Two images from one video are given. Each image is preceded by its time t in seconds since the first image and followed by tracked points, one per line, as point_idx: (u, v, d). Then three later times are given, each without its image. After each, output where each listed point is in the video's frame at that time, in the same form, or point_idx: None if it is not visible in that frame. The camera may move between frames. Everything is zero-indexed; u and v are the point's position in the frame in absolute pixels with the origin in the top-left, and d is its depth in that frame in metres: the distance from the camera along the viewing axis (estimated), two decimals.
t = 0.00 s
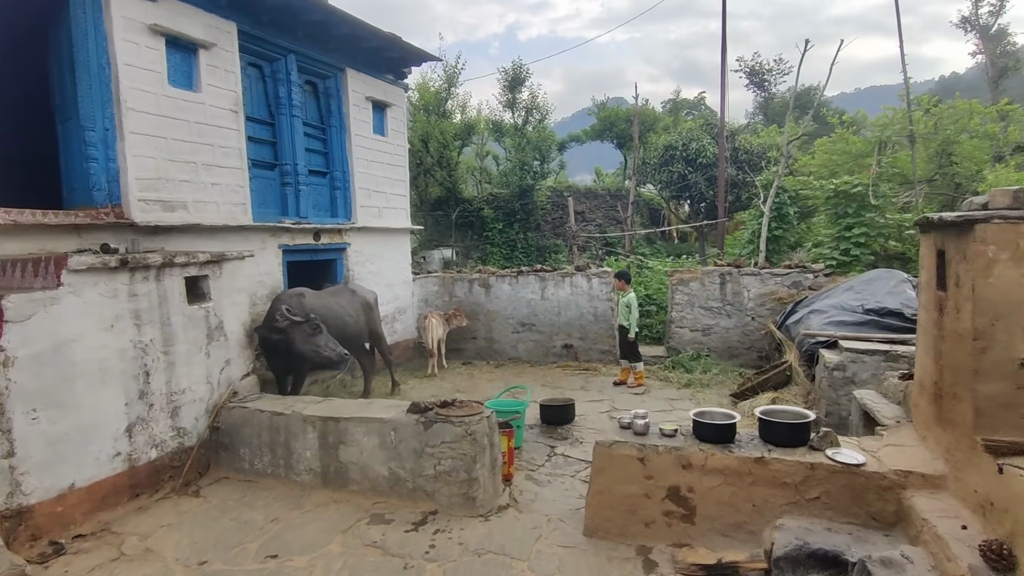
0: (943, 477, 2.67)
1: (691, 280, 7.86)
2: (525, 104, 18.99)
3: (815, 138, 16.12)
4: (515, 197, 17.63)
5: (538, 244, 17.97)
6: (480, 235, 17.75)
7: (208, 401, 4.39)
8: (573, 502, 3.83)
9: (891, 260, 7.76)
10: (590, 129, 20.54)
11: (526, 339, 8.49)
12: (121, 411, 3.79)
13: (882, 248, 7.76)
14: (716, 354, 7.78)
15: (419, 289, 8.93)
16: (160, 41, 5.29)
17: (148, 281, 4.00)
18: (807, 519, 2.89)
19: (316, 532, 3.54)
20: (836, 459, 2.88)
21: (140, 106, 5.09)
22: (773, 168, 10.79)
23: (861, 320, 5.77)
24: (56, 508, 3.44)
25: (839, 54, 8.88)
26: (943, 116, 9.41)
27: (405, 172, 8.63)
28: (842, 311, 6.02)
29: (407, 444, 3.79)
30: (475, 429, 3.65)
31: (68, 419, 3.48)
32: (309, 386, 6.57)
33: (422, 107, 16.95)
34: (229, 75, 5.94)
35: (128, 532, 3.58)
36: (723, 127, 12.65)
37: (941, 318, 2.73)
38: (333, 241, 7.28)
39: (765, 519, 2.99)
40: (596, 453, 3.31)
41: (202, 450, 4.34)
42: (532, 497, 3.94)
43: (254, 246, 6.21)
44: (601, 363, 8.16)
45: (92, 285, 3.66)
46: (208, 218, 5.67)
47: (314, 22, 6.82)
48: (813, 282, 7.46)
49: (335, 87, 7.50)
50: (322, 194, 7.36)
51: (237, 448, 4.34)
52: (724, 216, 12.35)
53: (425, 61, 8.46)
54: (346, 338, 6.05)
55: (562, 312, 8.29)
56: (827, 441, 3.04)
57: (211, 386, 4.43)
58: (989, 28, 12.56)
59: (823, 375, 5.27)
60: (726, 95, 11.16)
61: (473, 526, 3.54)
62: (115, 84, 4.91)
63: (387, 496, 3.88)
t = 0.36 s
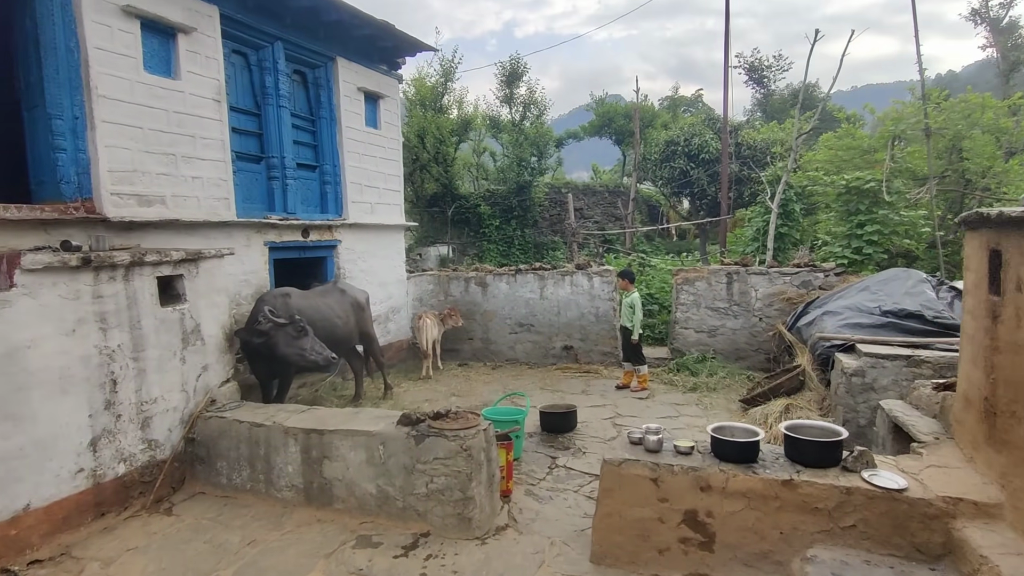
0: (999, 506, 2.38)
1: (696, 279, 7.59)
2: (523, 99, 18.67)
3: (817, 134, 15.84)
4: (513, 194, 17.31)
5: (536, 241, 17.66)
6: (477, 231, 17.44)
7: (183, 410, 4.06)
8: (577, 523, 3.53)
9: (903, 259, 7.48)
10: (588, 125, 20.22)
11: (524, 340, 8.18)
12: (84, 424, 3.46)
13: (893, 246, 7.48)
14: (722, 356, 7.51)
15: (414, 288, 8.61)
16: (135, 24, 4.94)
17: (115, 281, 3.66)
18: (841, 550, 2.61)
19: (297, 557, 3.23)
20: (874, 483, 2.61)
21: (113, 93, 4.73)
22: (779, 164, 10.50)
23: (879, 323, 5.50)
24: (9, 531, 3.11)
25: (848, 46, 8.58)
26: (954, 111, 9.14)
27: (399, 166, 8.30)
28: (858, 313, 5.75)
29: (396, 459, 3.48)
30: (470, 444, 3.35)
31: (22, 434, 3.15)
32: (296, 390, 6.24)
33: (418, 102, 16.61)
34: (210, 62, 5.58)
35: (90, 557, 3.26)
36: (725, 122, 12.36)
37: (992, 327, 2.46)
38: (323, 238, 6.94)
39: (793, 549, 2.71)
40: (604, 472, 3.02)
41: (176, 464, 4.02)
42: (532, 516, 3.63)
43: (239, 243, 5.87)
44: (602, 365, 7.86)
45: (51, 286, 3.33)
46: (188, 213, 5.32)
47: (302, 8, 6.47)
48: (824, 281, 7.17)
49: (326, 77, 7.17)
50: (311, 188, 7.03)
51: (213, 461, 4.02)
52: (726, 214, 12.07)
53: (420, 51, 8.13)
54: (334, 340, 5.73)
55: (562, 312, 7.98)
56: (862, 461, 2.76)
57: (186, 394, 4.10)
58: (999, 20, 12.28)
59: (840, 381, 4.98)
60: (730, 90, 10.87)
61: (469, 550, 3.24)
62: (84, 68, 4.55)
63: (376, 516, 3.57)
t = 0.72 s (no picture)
0: None
1: (737, 278, 7.17)
2: (554, 95, 18.32)
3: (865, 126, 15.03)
4: (544, 191, 17.01)
5: (567, 239, 17.30)
6: (507, 229, 17.20)
7: (197, 414, 3.90)
8: (611, 546, 3.21)
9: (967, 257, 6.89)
10: (620, 120, 19.74)
11: (555, 342, 7.87)
12: (92, 429, 3.31)
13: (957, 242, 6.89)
14: (766, 360, 7.08)
15: (441, 287, 8.39)
16: (155, 17, 4.81)
17: (125, 280, 3.51)
18: None
19: None
20: (960, 518, 2.25)
21: (131, 87, 4.61)
22: (826, 156, 9.92)
23: (945, 327, 5.03)
24: (13, 541, 2.97)
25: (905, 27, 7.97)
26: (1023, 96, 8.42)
27: (426, 162, 8.09)
28: (920, 315, 5.27)
29: (415, 472, 3.23)
30: (494, 458, 3.07)
31: (26, 440, 3.01)
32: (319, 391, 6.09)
33: (448, 99, 16.46)
34: (232, 55, 5.45)
35: (96, 569, 3.11)
36: (767, 114, 11.78)
37: None
38: (348, 235, 6.77)
39: None
40: (642, 494, 2.70)
41: (190, 470, 3.86)
42: (562, 536, 3.34)
43: (261, 241, 5.74)
44: (636, 369, 7.49)
45: (57, 285, 3.19)
46: (209, 210, 5.20)
47: None
48: (878, 281, 6.68)
49: (351, 70, 6.99)
50: (336, 185, 6.86)
51: (227, 468, 3.84)
52: (767, 209, 11.52)
53: (447, 43, 7.89)
54: (357, 341, 5.52)
55: (594, 313, 7.65)
56: (945, 491, 2.38)
57: (201, 397, 3.95)
58: None
59: (902, 390, 4.54)
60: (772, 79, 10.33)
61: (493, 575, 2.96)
62: (103, 62, 4.44)
63: (393, 532, 3.33)
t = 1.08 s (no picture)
0: None
1: (790, 273, 6.73)
2: (595, 84, 17.87)
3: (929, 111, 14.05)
4: (583, 182, 16.65)
5: (607, 232, 16.89)
6: (546, 222, 16.93)
7: (223, 411, 3.82)
8: (652, 567, 2.95)
9: None
10: (664, 109, 19.12)
11: (593, 338, 7.59)
12: (116, 426, 3.25)
13: None
14: (820, 361, 6.64)
15: (476, 281, 8.22)
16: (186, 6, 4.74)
17: (150, 274, 3.43)
18: None
19: None
20: None
21: (162, 77, 4.56)
22: (889, 142, 9.26)
23: None
24: (36, 539, 2.92)
25: None
26: None
27: (461, 152, 7.90)
28: (1000, 315, 4.75)
29: (441, 480, 3.03)
30: (526, 468, 2.84)
31: (49, 437, 2.95)
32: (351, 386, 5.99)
33: (487, 89, 16.31)
34: (263, 44, 5.36)
35: (118, 569, 3.04)
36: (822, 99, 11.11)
37: None
38: (382, 228, 6.64)
39: None
40: (688, 515, 2.43)
41: (216, 468, 3.79)
42: (598, 553, 3.09)
43: (294, 234, 5.66)
44: (679, 368, 7.15)
45: (81, 279, 3.12)
46: (241, 202, 5.14)
47: None
48: (948, 277, 6.15)
49: (384, 59, 6.83)
50: (370, 176, 6.74)
51: (253, 467, 3.75)
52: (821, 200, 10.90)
53: (484, 29, 7.64)
54: (389, 337, 5.37)
55: (634, 308, 7.33)
56: None
57: (228, 394, 3.86)
58: None
59: (978, 399, 4.09)
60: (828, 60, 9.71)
61: None
62: (134, 53, 4.39)
63: (419, 541, 3.15)
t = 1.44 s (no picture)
0: None
1: (795, 265, 6.54)
2: (594, 72, 17.57)
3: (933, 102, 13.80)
4: (582, 172, 16.42)
5: (606, 223, 16.67)
6: (544, 213, 16.69)
7: (203, 409, 3.63)
8: None
9: None
10: (664, 99, 18.84)
11: (592, 331, 7.39)
12: (86, 426, 3.04)
13: None
14: (825, 356, 6.47)
15: (473, 272, 8.01)
16: None
17: (122, 264, 3.22)
18: None
19: None
20: None
21: (141, 57, 4.32)
22: (896, 132, 9.03)
23: None
24: None
25: None
26: None
27: (458, 140, 7.66)
28: (1017, 310, 4.59)
29: (432, 484, 2.84)
30: (522, 473, 2.65)
31: (11, 439, 2.74)
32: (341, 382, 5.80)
33: (485, 78, 16.01)
34: (249, 24, 5.11)
35: None
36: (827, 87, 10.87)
37: None
38: (375, 217, 6.42)
39: None
40: (695, 525, 2.24)
41: (195, 469, 3.60)
42: (598, 561, 2.91)
43: (282, 223, 5.44)
44: (680, 362, 6.96)
45: (45, 269, 2.90)
46: (225, 189, 4.91)
47: None
48: (960, 270, 6.00)
49: (377, 42, 6.59)
50: (362, 163, 6.50)
51: (234, 467, 3.56)
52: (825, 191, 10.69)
53: (482, 12, 7.39)
54: (381, 331, 5.16)
55: (635, 301, 7.13)
56: None
57: (208, 390, 3.66)
58: None
59: (997, 397, 3.94)
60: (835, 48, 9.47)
61: None
62: (110, 30, 4.14)
63: (408, 548, 2.97)
